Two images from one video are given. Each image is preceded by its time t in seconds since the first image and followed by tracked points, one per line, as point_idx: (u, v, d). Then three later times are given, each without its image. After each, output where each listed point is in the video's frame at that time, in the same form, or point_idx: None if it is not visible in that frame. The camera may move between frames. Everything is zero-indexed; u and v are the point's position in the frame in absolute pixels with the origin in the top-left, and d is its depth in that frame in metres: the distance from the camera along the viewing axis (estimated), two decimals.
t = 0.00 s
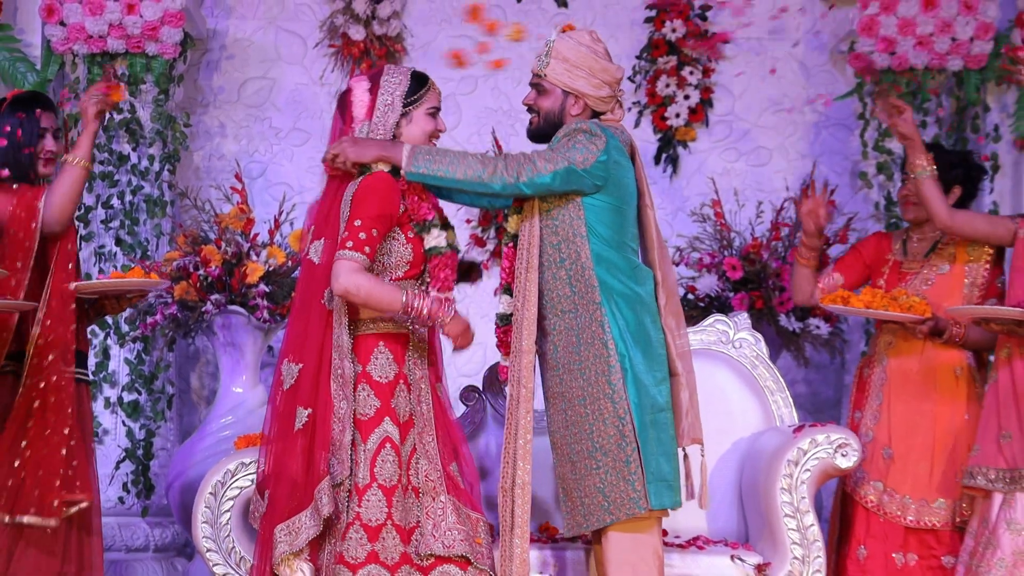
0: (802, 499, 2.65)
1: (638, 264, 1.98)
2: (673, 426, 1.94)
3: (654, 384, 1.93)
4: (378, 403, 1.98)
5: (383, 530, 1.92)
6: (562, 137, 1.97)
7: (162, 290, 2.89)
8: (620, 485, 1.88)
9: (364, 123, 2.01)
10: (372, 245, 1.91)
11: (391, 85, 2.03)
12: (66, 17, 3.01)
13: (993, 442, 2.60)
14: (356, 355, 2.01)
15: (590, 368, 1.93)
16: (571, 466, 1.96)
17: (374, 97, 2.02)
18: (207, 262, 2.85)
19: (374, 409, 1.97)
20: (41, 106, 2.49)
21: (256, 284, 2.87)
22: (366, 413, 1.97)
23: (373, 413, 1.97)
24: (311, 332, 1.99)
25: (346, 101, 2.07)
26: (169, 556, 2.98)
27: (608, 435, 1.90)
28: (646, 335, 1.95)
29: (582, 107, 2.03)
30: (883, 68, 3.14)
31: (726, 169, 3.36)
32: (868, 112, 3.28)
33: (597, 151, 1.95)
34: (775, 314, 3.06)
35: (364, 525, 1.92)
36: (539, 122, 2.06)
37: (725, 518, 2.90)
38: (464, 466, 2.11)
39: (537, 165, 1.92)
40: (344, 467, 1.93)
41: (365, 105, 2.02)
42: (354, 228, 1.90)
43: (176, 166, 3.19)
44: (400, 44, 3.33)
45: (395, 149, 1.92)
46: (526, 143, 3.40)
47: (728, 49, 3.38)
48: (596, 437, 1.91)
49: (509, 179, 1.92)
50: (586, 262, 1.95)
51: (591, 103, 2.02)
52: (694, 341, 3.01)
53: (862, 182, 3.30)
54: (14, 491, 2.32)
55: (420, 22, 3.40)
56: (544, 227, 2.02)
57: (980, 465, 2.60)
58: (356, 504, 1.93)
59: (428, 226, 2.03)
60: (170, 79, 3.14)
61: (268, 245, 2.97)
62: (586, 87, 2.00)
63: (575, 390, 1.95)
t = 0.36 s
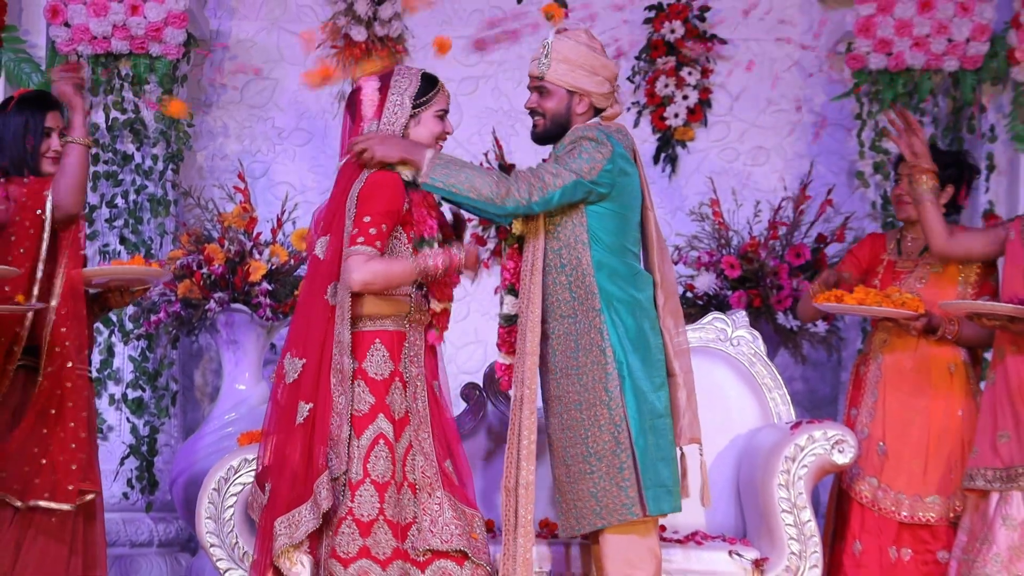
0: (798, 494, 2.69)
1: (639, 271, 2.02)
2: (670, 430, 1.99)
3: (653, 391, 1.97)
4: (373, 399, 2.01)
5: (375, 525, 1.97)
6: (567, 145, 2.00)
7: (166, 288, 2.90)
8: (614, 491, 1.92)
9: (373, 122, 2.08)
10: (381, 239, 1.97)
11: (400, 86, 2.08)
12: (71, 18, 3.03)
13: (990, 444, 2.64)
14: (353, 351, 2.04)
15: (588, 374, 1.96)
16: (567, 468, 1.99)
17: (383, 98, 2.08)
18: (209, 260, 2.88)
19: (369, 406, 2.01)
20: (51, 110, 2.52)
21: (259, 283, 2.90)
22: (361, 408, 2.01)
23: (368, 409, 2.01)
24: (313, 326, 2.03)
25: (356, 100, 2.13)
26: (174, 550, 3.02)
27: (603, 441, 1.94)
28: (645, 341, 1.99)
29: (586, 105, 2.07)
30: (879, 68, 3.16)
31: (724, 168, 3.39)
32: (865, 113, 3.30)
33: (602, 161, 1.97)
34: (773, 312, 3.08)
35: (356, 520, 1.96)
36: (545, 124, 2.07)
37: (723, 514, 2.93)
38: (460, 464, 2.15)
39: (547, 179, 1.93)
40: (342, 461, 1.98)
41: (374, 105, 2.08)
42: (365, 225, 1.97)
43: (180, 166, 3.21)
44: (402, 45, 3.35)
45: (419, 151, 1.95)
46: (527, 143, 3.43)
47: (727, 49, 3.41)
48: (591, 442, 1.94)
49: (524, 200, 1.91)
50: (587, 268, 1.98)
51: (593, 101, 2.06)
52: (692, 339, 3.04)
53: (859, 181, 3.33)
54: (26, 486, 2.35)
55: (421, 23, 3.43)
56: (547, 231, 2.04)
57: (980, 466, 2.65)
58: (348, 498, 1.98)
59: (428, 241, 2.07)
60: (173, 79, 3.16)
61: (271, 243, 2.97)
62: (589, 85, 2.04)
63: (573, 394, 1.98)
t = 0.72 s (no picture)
0: (793, 486, 2.76)
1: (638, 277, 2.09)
2: (663, 433, 2.03)
3: (646, 395, 2.02)
4: (373, 393, 2.07)
5: (371, 517, 2.02)
6: (580, 151, 2.04)
7: (172, 283, 2.98)
8: (604, 490, 1.98)
9: (381, 119, 2.14)
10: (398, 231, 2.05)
11: (407, 86, 2.14)
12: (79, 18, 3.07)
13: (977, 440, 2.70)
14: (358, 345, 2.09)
15: (584, 374, 2.03)
16: (560, 465, 2.06)
17: (392, 97, 2.13)
18: (215, 256, 2.93)
19: (369, 400, 2.07)
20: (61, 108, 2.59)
21: (264, 278, 2.96)
22: (361, 402, 2.06)
23: (368, 402, 2.07)
24: (319, 319, 2.09)
25: (364, 98, 2.18)
26: (180, 541, 3.06)
27: (596, 440, 2.00)
28: (642, 344, 2.04)
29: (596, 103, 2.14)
30: (873, 68, 3.22)
31: (720, 167, 3.44)
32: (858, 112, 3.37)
33: (613, 166, 2.03)
34: (768, 307, 3.13)
35: (353, 512, 2.02)
36: (560, 123, 2.13)
37: (719, 507, 2.99)
38: (458, 457, 2.22)
39: (563, 195, 2.00)
40: (343, 452, 2.02)
41: (383, 103, 2.14)
42: (380, 218, 2.04)
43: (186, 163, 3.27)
44: (404, 45, 3.41)
45: (450, 158, 2.05)
46: (526, 142, 3.49)
47: (723, 49, 3.46)
48: (584, 441, 2.01)
49: (541, 219, 2.01)
50: (588, 271, 2.05)
51: (602, 98, 2.14)
52: (688, 334, 3.10)
53: (852, 179, 3.38)
54: (48, 468, 2.41)
55: (423, 23, 3.48)
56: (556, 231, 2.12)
57: (970, 462, 2.71)
58: (345, 489, 2.04)
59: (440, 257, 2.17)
60: (180, 78, 3.21)
61: (275, 240, 3.04)
62: (600, 83, 2.12)
63: (569, 393, 2.05)
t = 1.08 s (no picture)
0: (780, 470, 2.90)
1: (639, 278, 2.31)
2: (651, 428, 2.25)
3: (639, 391, 2.23)
4: (379, 381, 2.21)
5: (374, 500, 2.15)
6: (591, 155, 2.25)
7: (187, 277, 3.11)
8: (596, 477, 2.19)
9: (389, 119, 2.27)
10: (412, 224, 2.17)
11: (412, 88, 2.26)
12: (97, 23, 3.21)
13: (952, 429, 2.86)
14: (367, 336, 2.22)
15: (585, 368, 2.25)
16: (557, 451, 2.28)
17: (398, 98, 2.26)
18: (228, 251, 3.06)
19: (376, 387, 2.20)
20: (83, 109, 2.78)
21: (275, 272, 3.09)
22: (368, 390, 2.20)
23: (374, 390, 2.20)
24: (327, 311, 2.23)
25: (372, 97, 2.32)
26: (195, 523, 3.18)
27: (592, 431, 2.21)
28: (638, 342, 2.26)
29: (602, 105, 2.38)
30: (857, 71, 3.35)
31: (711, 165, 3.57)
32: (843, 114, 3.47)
33: (622, 170, 2.24)
34: (756, 299, 3.27)
35: (357, 495, 2.15)
36: (572, 124, 2.35)
37: (707, 489, 3.17)
38: (461, 444, 2.38)
39: (578, 207, 2.22)
40: (350, 438, 2.16)
41: (389, 103, 2.27)
42: (393, 214, 2.16)
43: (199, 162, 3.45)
44: (408, 49, 3.56)
45: (467, 181, 2.26)
46: (525, 141, 3.62)
47: (714, 53, 3.59)
48: (580, 431, 2.23)
49: (559, 234, 2.22)
50: (593, 270, 2.27)
51: (606, 101, 2.39)
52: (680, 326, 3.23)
53: (838, 177, 3.50)
54: (81, 436, 2.59)
55: (427, 27, 3.61)
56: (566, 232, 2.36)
57: (944, 449, 2.88)
58: (351, 473, 2.17)
59: (441, 270, 2.32)
60: (194, 80, 3.35)
61: (285, 235, 3.17)
62: (607, 87, 2.36)
63: (570, 384, 2.28)
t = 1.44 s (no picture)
0: (764, 450, 3.09)
1: (636, 270, 2.54)
2: (644, 412, 2.45)
3: (634, 376, 2.45)
4: (390, 367, 2.40)
5: (385, 480, 2.34)
6: (597, 155, 2.47)
7: (206, 268, 3.34)
8: (591, 457, 2.39)
9: (398, 119, 2.44)
10: (421, 220, 2.35)
11: (419, 91, 2.44)
12: (120, 28, 3.37)
13: (927, 413, 3.07)
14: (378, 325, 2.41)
15: (585, 354, 2.46)
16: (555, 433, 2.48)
17: (405, 100, 2.44)
18: (243, 244, 3.27)
19: (387, 373, 2.40)
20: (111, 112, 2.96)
21: (288, 264, 3.27)
22: (379, 376, 2.39)
23: (385, 376, 2.40)
24: (340, 301, 2.42)
25: (381, 98, 2.50)
26: (213, 501, 3.39)
27: (590, 414, 2.42)
28: (635, 330, 2.48)
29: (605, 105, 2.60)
30: (839, 73, 3.52)
31: (699, 163, 3.75)
32: (824, 114, 3.66)
33: (625, 169, 2.46)
34: (743, 290, 3.46)
35: (369, 475, 2.33)
36: (577, 123, 2.57)
37: (696, 470, 3.36)
38: (465, 427, 2.57)
39: (586, 208, 2.43)
40: (361, 421, 2.34)
41: (397, 105, 2.45)
42: (404, 209, 2.34)
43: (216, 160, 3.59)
44: (414, 53, 3.75)
45: (482, 191, 2.48)
46: (524, 140, 3.80)
47: (702, 56, 3.78)
48: (579, 414, 2.43)
49: (569, 234, 2.43)
50: (594, 261, 2.49)
51: (608, 102, 2.61)
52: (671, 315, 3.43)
53: (819, 174, 3.68)
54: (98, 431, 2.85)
55: (430, 32, 3.79)
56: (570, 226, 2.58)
57: (921, 432, 3.07)
58: (363, 455, 2.35)
59: (449, 268, 2.50)
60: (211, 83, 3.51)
61: (298, 230, 3.35)
62: (610, 89, 2.58)
63: (570, 368, 2.48)
